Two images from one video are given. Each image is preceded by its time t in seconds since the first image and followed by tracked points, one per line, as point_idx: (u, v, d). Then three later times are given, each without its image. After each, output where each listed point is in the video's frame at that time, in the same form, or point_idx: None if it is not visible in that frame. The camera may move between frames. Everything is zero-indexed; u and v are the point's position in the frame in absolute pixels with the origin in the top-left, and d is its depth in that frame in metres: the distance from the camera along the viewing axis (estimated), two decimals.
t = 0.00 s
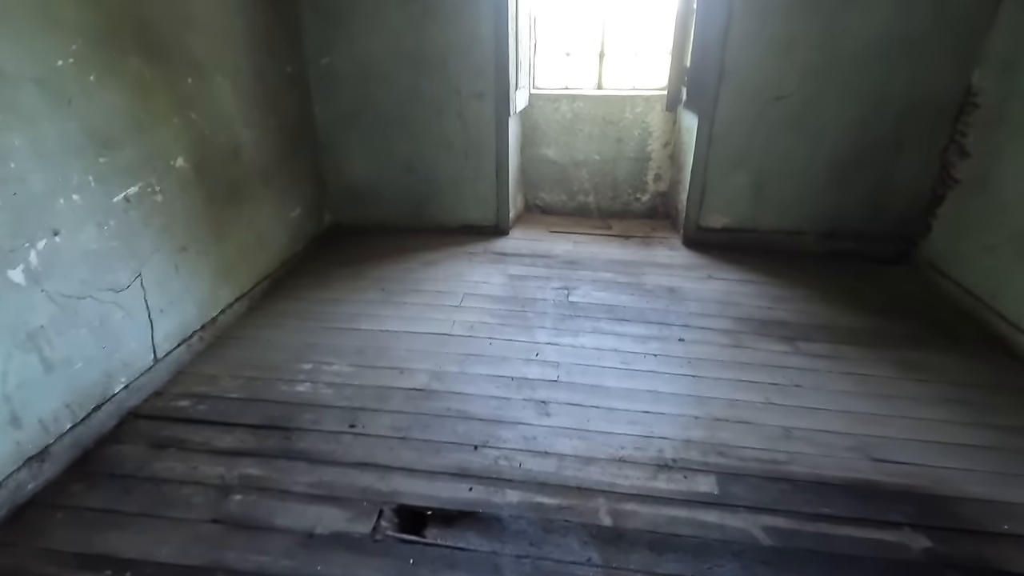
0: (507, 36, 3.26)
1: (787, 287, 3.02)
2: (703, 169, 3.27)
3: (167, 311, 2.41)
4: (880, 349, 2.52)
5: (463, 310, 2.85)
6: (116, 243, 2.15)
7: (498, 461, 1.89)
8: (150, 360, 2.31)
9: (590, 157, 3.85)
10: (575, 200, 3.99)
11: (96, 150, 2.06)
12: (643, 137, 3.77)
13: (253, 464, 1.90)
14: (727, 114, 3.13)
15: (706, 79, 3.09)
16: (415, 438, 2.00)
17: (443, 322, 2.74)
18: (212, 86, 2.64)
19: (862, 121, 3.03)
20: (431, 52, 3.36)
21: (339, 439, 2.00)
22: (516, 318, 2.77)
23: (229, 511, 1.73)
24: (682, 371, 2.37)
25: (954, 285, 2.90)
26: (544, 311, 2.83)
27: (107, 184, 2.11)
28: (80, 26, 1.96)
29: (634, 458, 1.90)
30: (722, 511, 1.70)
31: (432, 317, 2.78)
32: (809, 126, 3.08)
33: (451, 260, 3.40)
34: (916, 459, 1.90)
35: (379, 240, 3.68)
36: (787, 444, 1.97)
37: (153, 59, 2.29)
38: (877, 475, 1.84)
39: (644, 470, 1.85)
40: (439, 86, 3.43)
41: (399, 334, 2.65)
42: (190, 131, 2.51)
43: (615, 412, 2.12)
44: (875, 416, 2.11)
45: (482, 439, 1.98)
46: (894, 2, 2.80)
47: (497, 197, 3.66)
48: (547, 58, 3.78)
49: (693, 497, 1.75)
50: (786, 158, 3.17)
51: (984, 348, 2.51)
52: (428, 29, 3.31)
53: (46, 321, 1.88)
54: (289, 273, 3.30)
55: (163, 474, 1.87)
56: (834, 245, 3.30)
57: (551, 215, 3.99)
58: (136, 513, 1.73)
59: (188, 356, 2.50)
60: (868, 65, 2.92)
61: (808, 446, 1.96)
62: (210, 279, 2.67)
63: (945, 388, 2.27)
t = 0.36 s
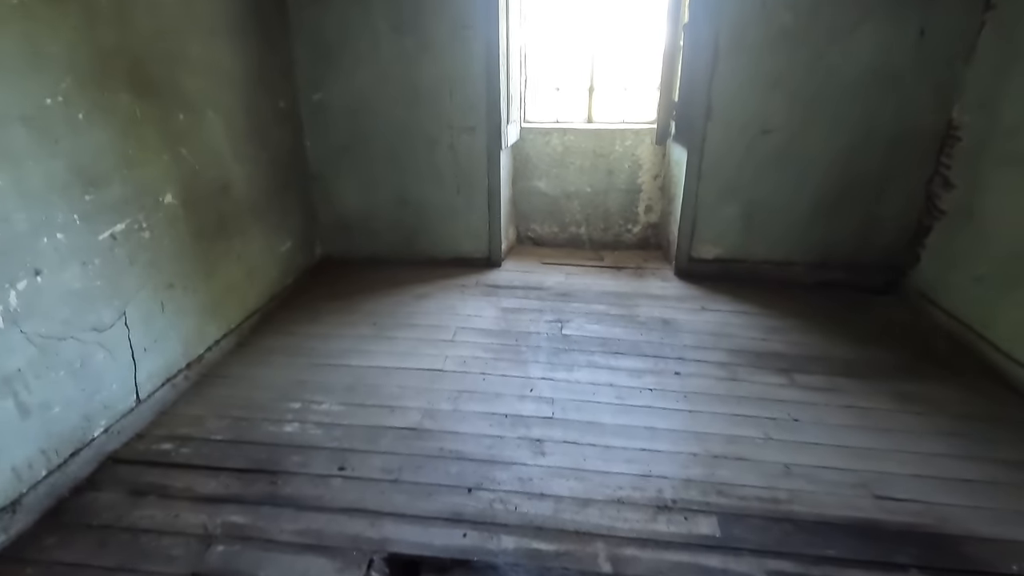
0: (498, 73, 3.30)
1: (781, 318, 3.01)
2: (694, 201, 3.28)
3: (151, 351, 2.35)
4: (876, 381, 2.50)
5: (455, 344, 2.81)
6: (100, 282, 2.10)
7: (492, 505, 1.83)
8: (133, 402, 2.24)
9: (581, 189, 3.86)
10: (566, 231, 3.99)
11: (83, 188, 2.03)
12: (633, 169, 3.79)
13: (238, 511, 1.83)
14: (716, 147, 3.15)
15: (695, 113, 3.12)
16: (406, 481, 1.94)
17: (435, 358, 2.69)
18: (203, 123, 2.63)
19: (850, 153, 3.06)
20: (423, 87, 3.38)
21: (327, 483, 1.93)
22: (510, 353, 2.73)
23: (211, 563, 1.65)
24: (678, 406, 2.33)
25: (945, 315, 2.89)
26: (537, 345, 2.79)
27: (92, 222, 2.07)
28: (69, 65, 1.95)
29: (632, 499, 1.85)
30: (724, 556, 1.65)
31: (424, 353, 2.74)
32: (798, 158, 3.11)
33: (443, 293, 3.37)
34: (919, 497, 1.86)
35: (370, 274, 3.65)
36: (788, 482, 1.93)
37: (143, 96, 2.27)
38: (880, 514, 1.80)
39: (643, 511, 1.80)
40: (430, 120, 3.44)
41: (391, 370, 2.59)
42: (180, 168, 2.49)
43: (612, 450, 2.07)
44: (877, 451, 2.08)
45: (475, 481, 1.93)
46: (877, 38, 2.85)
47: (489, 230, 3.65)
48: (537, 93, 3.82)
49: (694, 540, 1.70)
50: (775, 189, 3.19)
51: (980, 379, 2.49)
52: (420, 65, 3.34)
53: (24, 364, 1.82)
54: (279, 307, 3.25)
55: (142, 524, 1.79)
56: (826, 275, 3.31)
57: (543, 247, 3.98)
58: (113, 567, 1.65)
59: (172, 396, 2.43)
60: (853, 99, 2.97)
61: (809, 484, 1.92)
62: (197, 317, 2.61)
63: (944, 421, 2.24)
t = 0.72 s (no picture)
0: (479, 116, 3.36)
1: (760, 354, 3.04)
2: (672, 238, 3.33)
3: (124, 400, 2.29)
4: (855, 416, 2.52)
5: (437, 386, 2.79)
6: (72, 332, 2.06)
7: (476, 556, 1.80)
8: (103, 454, 2.18)
9: (562, 226, 3.90)
10: (547, 267, 4.01)
11: (57, 237, 2.00)
12: (612, 206, 3.84)
13: (212, 570, 1.77)
14: (692, 186, 3.22)
15: (671, 153, 3.19)
16: (387, 532, 1.90)
17: (416, 400, 2.67)
18: (183, 167, 2.62)
19: (821, 191, 3.15)
20: (404, 129, 3.42)
21: (306, 537, 1.89)
22: (492, 394, 2.71)
23: None
24: (662, 447, 2.33)
25: (918, 348, 2.95)
26: (519, 385, 2.78)
27: (66, 271, 2.04)
28: (47, 116, 1.94)
29: (617, 546, 1.83)
30: None
31: (405, 395, 2.71)
32: (771, 196, 3.19)
33: (425, 332, 3.35)
34: (901, 536, 1.87)
35: (351, 313, 3.62)
36: (771, 524, 1.93)
37: (122, 143, 2.26)
38: (862, 556, 1.80)
39: (628, 559, 1.78)
40: (411, 160, 3.47)
41: (372, 415, 2.56)
42: (158, 213, 2.47)
43: (596, 495, 2.05)
44: (858, 489, 2.09)
45: (458, 531, 1.90)
46: (843, 82, 2.96)
47: (471, 267, 3.66)
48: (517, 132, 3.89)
49: None
50: (751, 226, 3.26)
51: (954, 413, 2.54)
52: (401, 107, 3.38)
53: None
54: (258, 348, 3.21)
55: None
56: (803, 309, 3.36)
57: (525, 283, 4.00)
58: None
59: (145, 446, 2.37)
60: (822, 140, 3.06)
61: (792, 525, 1.92)
62: (172, 363, 2.56)
63: (922, 456, 2.27)
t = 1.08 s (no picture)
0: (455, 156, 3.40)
1: (735, 389, 3.06)
2: (646, 274, 3.37)
3: (85, 452, 2.22)
4: (828, 452, 2.54)
5: (412, 428, 2.75)
6: (32, 383, 2.00)
7: None
8: (60, 510, 2.10)
9: (539, 262, 3.93)
10: (525, 303, 4.02)
11: (20, 286, 1.96)
12: (588, 242, 3.89)
13: None
14: (664, 223, 3.27)
15: (643, 192, 3.25)
16: None
17: (391, 444, 2.63)
18: (154, 211, 2.60)
19: (789, 228, 3.22)
20: (381, 169, 3.44)
21: None
22: (468, 436, 2.69)
23: None
24: (639, 488, 2.32)
25: (888, 382, 2.99)
26: (496, 426, 2.76)
27: (27, 321, 1.99)
28: (13, 166, 1.92)
29: None
30: None
31: (379, 439, 2.67)
32: (741, 233, 3.25)
33: (401, 372, 3.32)
34: None
35: (327, 352, 3.58)
36: (748, 568, 1.92)
37: (90, 190, 2.24)
38: None
39: None
40: (387, 200, 3.49)
41: (345, 460, 2.51)
42: (127, 258, 2.44)
43: (573, 541, 2.03)
44: (833, 528, 2.09)
45: None
46: (806, 124, 3.06)
47: (448, 305, 3.66)
48: (493, 170, 3.94)
49: None
50: (723, 262, 3.31)
51: (924, 447, 2.57)
52: (377, 148, 3.40)
53: None
54: (230, 391, 3.15)
55: None
56: (776, 343, 3.40)
57: (503, 319, 4.00)
58: None
59: (106, 499, 2.29)
60: (789, 179, 3.14)
61: (768, 569, 1.91)
62: (138, 411, 2.50)
63: (895, 493, 2.28)
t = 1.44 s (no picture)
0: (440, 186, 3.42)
1: (720, 416, 3.05)
2: (630, 301, 3.38)
3: (54, 490, 2.16)
4: (814, 479, 2.53)
5: (395, 460, 2.71)
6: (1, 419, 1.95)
7: None
8: (26, 551, 2.03)
9: (524, 289, 3.93)
10: (510, 330, 4.01)
11: None
12: (573, 270, 3.90)
13: None
14: (647, 251, 3.30)
15: (626, 220, 3.28)
16: None
17: (373, 477, 2.58)
18: (134, 242, 2.57)
19: (769, 255, 3.25)
20: (365, 198, 3.45)
21: None
22: (452, 467, 2.65)
23: None
24: (624, 519, 2.29)
25: (870, 407, 3.00)
26: (481, 457, 2.73)
27: None
28: None
29: None
30: None
31: (360, 471, 2.62)
32: (723, 260, 3.28)
33: (385, 401, 3.28)
34: None
35: (309, 382, 3.53)
36: None
37: (69, 221, 2.21)
38: None
39: None
40: (371, 228, 3.49)
41: (326, 494, 2.46)
42: (105, 288, 2.40)
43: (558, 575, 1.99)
44: (820, 558, 2.07)
45: None
46: (783, 153, 3.12)
47: (432, 333, 3.64)
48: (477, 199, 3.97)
49: None
50: (705, 289, 3.33)
51: (908, 473, 2.57)
52: (361, 177, 3.42)
53: None
54: (208, 424, 3.08)
55: None
56: (760, 369, 3.41)
57: (488, 346, 3.98)
58: None
59: (75, 538, 2.22)
60: (768, 206, 3.19)
61: None
62: (112, 445, 2.44)
63: (881, 520, 2.27)
